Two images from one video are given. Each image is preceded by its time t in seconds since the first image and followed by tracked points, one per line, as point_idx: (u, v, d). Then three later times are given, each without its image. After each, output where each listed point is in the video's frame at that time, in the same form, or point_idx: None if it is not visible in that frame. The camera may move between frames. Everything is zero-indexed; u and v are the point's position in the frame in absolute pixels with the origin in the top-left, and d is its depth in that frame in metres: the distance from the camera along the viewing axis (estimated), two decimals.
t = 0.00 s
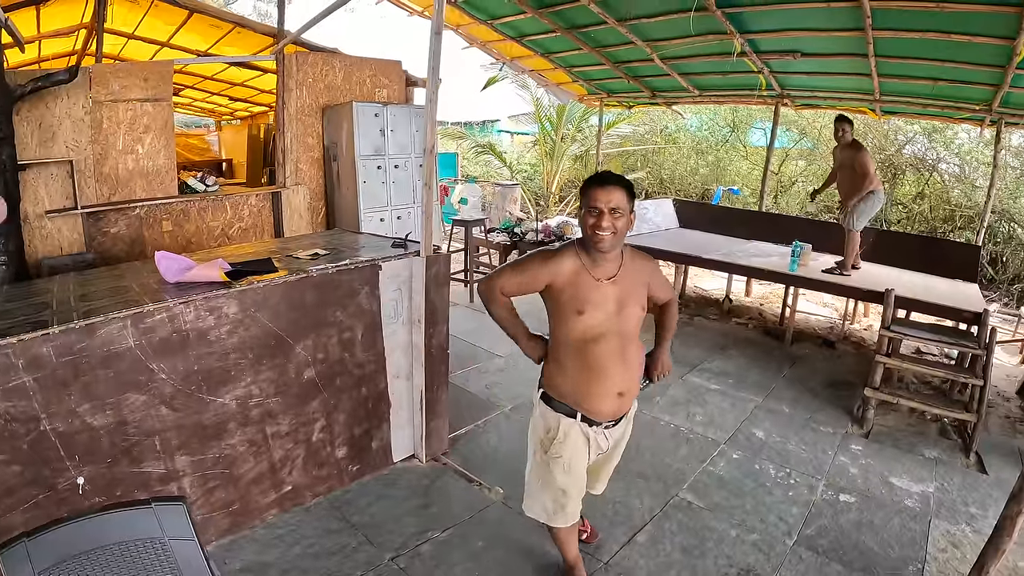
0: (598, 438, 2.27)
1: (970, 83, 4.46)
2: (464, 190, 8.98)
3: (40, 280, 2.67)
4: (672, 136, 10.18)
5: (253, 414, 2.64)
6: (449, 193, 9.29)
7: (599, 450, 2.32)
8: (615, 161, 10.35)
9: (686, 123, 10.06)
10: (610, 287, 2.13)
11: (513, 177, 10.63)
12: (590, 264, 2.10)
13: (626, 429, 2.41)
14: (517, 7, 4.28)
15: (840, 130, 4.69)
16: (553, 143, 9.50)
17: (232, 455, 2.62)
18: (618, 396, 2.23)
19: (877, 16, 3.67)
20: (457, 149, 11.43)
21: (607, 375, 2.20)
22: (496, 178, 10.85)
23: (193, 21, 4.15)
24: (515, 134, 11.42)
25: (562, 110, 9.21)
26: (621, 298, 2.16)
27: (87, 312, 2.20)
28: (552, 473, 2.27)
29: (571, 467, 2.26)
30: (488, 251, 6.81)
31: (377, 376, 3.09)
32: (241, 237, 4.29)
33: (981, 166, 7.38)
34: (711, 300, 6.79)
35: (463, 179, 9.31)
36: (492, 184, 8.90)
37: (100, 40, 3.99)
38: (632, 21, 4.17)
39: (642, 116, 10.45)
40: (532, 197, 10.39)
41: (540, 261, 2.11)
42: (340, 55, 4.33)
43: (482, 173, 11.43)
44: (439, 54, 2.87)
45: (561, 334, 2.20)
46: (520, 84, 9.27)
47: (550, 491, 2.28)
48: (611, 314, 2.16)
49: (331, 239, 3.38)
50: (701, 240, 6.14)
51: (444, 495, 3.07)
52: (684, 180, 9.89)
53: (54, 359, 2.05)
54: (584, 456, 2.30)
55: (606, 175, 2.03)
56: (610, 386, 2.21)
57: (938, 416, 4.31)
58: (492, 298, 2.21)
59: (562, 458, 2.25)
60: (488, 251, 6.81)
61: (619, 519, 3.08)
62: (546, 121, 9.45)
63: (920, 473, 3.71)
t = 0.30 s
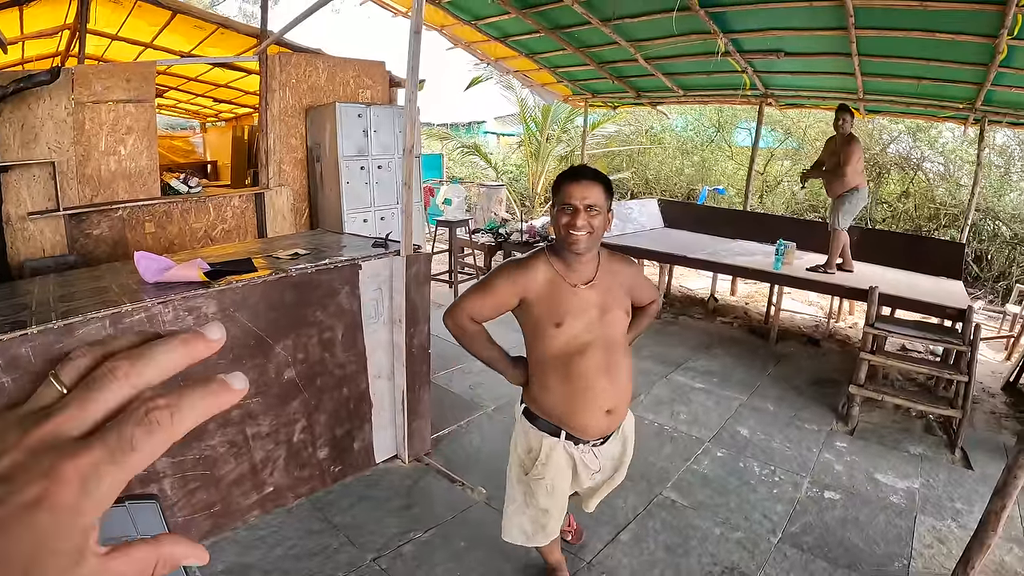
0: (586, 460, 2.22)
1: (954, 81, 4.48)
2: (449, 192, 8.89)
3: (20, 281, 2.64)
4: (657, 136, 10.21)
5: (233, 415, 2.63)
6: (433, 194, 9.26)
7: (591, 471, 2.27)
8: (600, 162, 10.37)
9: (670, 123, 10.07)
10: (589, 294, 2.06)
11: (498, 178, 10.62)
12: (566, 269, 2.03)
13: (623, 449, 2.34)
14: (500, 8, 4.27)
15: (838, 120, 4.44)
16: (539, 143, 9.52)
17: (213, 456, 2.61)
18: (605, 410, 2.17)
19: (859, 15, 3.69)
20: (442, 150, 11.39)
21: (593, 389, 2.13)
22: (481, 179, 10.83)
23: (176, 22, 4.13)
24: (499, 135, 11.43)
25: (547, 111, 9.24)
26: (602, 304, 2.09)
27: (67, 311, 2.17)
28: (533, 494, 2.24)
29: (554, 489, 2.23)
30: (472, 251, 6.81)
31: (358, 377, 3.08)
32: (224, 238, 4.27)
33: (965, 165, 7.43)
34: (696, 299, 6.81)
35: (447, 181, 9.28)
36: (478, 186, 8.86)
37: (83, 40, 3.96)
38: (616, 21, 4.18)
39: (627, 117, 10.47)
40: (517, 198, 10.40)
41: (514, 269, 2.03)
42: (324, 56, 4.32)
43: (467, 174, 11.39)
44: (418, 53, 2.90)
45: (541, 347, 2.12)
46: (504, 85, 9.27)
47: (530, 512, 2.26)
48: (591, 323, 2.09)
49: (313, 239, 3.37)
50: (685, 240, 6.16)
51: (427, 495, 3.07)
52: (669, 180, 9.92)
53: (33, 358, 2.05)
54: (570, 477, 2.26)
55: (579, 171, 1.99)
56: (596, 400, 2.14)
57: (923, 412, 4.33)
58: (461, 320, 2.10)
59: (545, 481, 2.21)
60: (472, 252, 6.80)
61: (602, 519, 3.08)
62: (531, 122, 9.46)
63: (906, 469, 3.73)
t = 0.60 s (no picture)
0: (572, 478, 2.18)
1: (937, 81, 4.52)
2: (434, 194, 8.91)
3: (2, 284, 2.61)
4: (644, 137, 10.25)
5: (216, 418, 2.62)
6: (419, 196, 9.24)
7: (579, 489, 2.23)
8: (586, 163, 10.39)
9: (657, 124, 10.10)
10: (569, 300, 2.03)
11: (484, 180, 10.61)
12: (546, 274, 2.01)
13: (619, 472, 2.27)
14: (485, 9, 4.27)
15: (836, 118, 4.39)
16: (525, 145, 9.56)
17: (197, 460, 2.60)
18: (586, 427, 2.10)
19: (843, 16, 3.71)
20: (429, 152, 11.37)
21: (570, 402, 2.07)
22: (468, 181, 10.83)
23: (161, 23, 4.10)
24: (486, 137, 11.43)
25: (534, 112, 9.28)
26: (582, 312, 2.05)
27: (47, 316, 2.16)
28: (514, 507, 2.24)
29: (535, 503, 2.21)
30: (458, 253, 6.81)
31: (342, 379, 3.08)
32: (210, 241, 4.27)
33: (950, 165, 7.49)
34: (683, 300, 6.84)
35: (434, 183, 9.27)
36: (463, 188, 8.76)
37: (66, 42, 3.94)
38: (601, 22, 4.18)
39: (614, 118, 10.50)
40: (503, 200, 10.40)
41: (492, 274, 2.04)
42: (308, 57, 4.31)
43: (453, 177, 11.37)
44: (400, 55, 2.91)
45: (519, 355, 2.10)
46: (490, 86, 9.28)
47: (511, 524, 2.27)
48: (571, 331, 2.05)
49: (297, 241, 3.36)
50: (670, 241, 6.18)
51: (411, 497, 3.07)
52: (655, 181, 9.96)
53: (14, 362, 2.02)
54: (555, 493, 2.23)
55: (563, 172, 1.98)
56: (575, 414, 2.08)
57: (909, 411, 4.36)
58: (443, 325, 2.15)
59: (525, 495, 2.19)
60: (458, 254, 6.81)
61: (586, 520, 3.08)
62: (517, 123, 9.49)
63: (891, 468, 3.75)
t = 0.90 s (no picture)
0: (568, 491, 2.15)
1: (923, 82, 4.55)
2: (421, 195, 8.91)
3: None
4: (631, 138, 10.27)
5: (203, 421, 2.60)
6: (407, 197, 9.21)
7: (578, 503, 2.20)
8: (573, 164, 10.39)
9: (644, 126, 10.13)
10: (576, 307, 1.99)
11: (472, 181, 10.58)
12: (556, 279, 1.99)
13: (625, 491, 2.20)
14: (473, 10, 4.27)
15: (831, 119, 4.40)
16: (512, 146, 9.59)
17: (184, 464, 2.57)
18: (579, 437, 2.06)
19: (831, 17, 3.72)
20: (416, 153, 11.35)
21: (564, 410, 2.04)
22: (456, 182, 10.80)
23: (147, 24, 4.07)
24: (473, 138, 11.43)
25: (521, 113, 9.32)
26: (589, 321, 2.00)
27: (32, 319, 2.14)
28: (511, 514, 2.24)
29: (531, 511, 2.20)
30: (445, 255, 6.81)
31: (329, 382, 3.06)
32: (196, 243, 4.24)
33: (937, 165, 7.56)
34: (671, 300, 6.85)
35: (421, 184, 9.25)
36: (450, 189, 8.72)
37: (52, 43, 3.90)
38: (589, 23, 4.19)
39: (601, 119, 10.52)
40: (490, 201, 10.39)
41: (507, 273, 2.07)
42: (295, 59, 4.29)
43: (440, 178, 11.34)
44: (387, 56, 2.89)
45: (522, 356, 2.11)
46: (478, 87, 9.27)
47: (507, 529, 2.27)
48: (574, 339, 2.02)
49: (284, 244, 3.34)
50: (657, 241, 6.20)
51: (400, 500, 3.05)
52: (643, 181, 10.02)
53: None
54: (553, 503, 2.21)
55: (582, 177, 1.94)
56: (569, 422, 2.05)
57: (897, 409, 4.38)
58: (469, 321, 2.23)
59: (520, 502, 2.19)
60: (446, 255, 6.82)
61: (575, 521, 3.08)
62: (504, 125, 9.53)
63: (879, 466, 3.77)
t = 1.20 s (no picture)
0: (590, 496, 2.05)
1: (906, 81, 4.59)
2: (406, 195, 8.90)
3: None
4: (615, 138, 10.30)
5: (189, 424, 2.58)
6: (391, 198, 9.19)
7: (598, 509, 2.10)
8: (558, 164, 10.40)
9: (628, 125, 10.17)
10: (623, 316, 1.86)
11: (456, 181, 10.56)
12: (606, 286, 1.86)
13: (647, 505, 2.09)
14: (457, 10, 4.26)
15: (819, 119, 4.42)
16: (497, 146, 9.62)
17: (170, 468, 2.56)
18: (611, 445, 1.95)
19: (814, 16, 3.74)
20: (401, 154, 11.35)
21: (597, 415, 1.94)
22: (440, 183, 10.80)
23: (130, 24, 4.04)
24: (458, 138, 11.41)
25: (505, 113, 9.36)
26: (637, 329, 1.86)
27: (14, 324, 2.12)
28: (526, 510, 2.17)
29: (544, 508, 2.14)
30: (430, 255, 6.83)
31: (315, 384, 3.05)
32: (180, 245, 4.16)
33: (920, 163, 7.63)
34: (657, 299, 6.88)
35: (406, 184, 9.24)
36: (435, 190, 8.72)
37: (34, 43, 3.85)
38: (573, 23, 4.19)
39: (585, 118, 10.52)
40: (475, 201, 10.40)
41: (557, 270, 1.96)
42: (279, 59, 4.27)
43: (425, 178, 11.34)
44: (371, 56, 2.88)
45: (562, 357, 2.00)
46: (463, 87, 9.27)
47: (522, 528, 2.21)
48: (617, 347, 1.89)
49: (268, 245, 3.32)
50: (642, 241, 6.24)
51: (389, 501, 3.05)
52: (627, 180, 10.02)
53: None
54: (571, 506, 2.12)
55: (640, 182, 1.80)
56: (601, 429, 1.94)
57: (882, 405, 4.43)
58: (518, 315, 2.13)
59: (536, 499, 2.13)
60: (431, 255, 6.83)
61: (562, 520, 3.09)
62: (489, 124, 9.56)
63: (865, 461, 3.81)
